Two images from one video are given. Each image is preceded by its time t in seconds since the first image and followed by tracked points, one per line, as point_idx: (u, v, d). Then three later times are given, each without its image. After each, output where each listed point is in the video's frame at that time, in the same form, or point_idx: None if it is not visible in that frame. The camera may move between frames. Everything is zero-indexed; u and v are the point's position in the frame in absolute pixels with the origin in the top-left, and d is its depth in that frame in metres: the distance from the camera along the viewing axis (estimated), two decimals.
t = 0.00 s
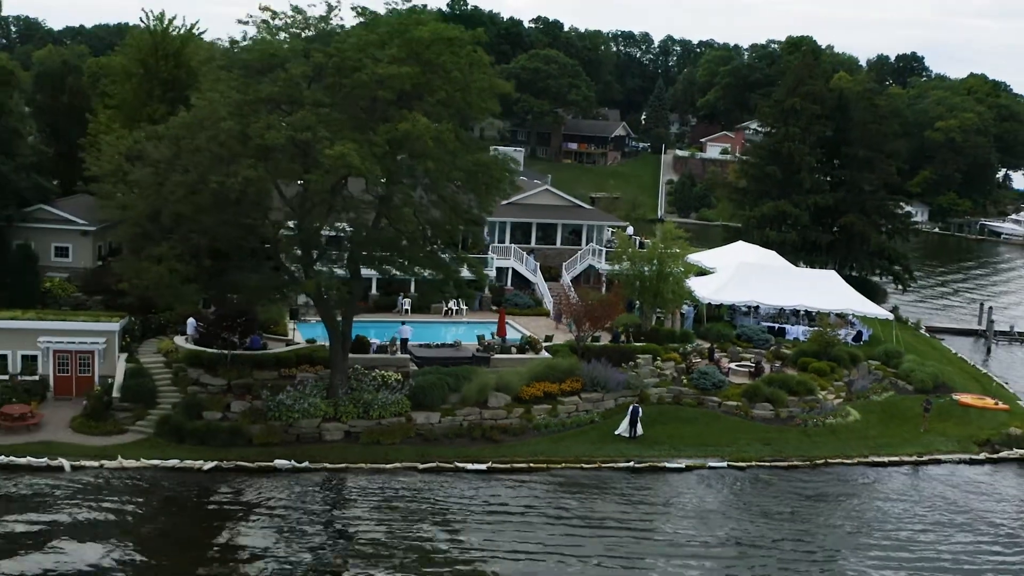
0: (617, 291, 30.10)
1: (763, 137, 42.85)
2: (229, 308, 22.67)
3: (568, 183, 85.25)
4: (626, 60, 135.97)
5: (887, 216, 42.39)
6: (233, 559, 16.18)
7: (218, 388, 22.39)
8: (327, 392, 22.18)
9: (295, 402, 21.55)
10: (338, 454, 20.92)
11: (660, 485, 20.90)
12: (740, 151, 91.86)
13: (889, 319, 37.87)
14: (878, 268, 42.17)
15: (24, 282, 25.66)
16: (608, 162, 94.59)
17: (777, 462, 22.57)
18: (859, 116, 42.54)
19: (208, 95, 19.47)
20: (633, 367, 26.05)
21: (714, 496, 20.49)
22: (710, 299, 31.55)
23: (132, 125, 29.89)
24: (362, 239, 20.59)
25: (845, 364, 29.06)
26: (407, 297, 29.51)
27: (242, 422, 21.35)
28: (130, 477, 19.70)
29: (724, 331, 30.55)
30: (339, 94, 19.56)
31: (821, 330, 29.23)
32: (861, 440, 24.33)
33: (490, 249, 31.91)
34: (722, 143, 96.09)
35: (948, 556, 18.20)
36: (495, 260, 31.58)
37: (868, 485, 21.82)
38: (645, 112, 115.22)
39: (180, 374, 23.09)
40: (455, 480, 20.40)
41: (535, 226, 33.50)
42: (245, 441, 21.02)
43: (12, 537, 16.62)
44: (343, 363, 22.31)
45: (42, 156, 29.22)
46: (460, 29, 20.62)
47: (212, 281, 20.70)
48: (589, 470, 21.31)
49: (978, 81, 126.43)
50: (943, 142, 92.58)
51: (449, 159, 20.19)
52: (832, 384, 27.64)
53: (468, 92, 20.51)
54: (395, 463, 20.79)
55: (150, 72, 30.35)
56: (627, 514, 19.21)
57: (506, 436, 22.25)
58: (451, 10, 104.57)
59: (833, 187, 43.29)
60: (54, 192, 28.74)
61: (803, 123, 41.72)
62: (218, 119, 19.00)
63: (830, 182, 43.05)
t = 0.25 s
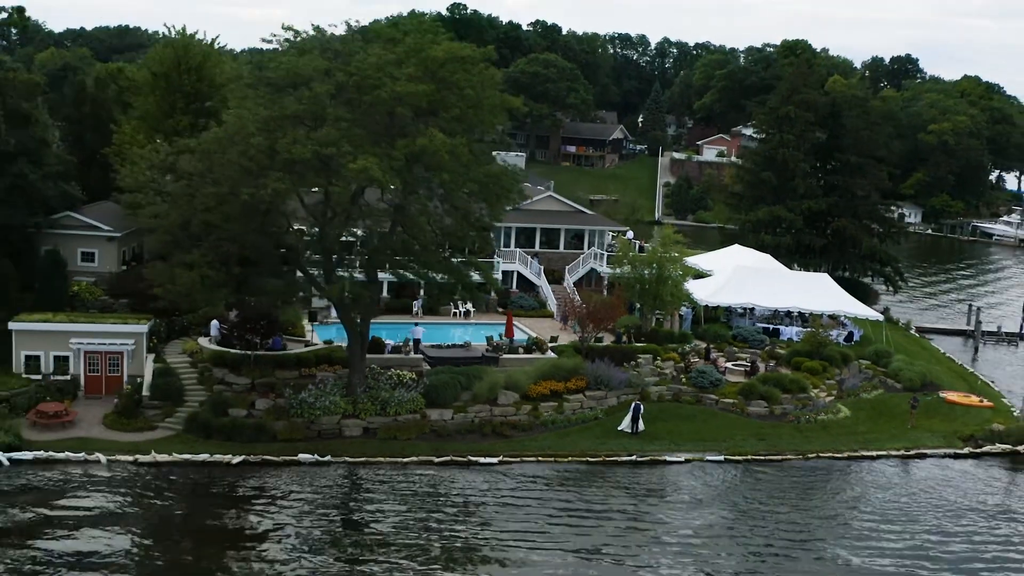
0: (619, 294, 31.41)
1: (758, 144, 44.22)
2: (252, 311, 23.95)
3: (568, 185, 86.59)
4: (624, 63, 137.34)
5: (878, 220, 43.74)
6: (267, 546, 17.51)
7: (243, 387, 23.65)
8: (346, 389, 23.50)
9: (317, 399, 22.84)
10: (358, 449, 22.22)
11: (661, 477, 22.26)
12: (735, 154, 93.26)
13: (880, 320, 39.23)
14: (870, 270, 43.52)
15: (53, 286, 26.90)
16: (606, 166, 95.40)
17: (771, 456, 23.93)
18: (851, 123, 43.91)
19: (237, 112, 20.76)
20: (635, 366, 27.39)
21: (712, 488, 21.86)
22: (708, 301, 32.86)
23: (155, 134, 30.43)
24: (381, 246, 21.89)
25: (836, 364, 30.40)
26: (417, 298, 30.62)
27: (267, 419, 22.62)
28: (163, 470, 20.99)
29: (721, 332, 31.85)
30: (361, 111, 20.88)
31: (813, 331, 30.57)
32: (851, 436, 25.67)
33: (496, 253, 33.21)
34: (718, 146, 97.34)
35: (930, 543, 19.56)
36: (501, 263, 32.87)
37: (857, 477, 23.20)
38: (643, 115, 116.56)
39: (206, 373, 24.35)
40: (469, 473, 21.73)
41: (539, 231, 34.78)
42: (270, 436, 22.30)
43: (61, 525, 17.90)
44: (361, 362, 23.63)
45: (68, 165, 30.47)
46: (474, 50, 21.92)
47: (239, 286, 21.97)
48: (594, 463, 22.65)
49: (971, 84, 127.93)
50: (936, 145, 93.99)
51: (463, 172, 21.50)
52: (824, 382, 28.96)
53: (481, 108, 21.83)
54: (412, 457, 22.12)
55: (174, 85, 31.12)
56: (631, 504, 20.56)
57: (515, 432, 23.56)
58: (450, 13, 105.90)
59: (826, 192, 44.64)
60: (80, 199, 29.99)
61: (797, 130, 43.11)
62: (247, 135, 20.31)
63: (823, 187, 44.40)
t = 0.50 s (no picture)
0: (620, 296, 32.73)
1: (754, 150, 45.57)
2: (273, 313, 25.23)
3: (566, 188, 87.90)
4: (620, 65, 138.67)
5: (870, 223, 45.09)
6: (295, 536, 18.86)
7: (265, 386, 24.95)
8: (363, 387, 24.80)
9: (335, 397, 24.13)
10: (375, 444, 23.55)
11: (662, 471, 23.63)
12: (732, 156, 94.66)
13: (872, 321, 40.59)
14: (863, 272, 44.86)
15: (79, 290, 28.18)
16: (604, 168, 96.52)
17: (765, 451, 25.32)
18: (843, 130, 45.26)
19: (264, 126, 22.07)
20: (636, 366, 28.73)
21: (710, 480, 23.23)
22: (706, 303, 34.14)
23: (174, 144, 30.65)
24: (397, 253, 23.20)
25: (829, 363, 31.73)
26: (426, 300, 31.85)
27: (289, 415, 23.89)
28: (192, 464, 22.29)
29: (718, 332, 33.16)
30: (380, 126, 22.23)
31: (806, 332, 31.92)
32: (842, 431, 27.02)
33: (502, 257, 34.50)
34: (715, 149, 98.29)
35: (911, 532, 20.94)
36: (506, 267, 34.15)
37: (847, 470, 24.60)
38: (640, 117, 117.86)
39: (229, 372, 25.63)
40: (481, 467, 23.09)
41: (543, 235, 36.06)
42: (292, 432, 23.58)
43: (102, 518, 19.23)
44: (377, 361, 24.93)
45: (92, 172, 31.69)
46: (485, 67, 23.28)
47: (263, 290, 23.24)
48: (598, 458, 24.00)
49: (965, 86, 129.38)
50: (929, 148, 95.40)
51: (475, 183, 22.85)
52: (817, 380, 30.28)
53: (492, 122, 23.20)
54: (426, 452, 23.46)
55: (194, 95, 31.34)
56: (632, 497, 21.92)
57: (523, 428, 24.88)
58: (450, 17, 107.21)
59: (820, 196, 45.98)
60: (103, 205, 31.25)
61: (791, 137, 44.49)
62: (274, 149, 21.64)
63: (817, 191, 45.75)
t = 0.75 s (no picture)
0: (621, 298, 34.08)
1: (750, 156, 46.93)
2: (293, 315, 26.55)
3: (566, 190, 89.25)
4: (618, 67, 139.97)
5: (863, 227, 46.48)
6: (321, 525, 20.20)
7: (285, 384, 26.27)
8: (379, 386, 26.14)
9: (353, 395, 25.47)
10: (392, 440, 24.89)
11: (663, 464, 25.00)
12: (728, 159, 96.08)
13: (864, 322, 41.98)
14: (855, 275, 46.24)
15: (104, 294, 29.05)
16: (602, 170, 97.93)
17: (761, 446, 26.69)
18: (837, 136, 46.64)
19: (288, 140, 23.41)
20: (637, 365, 30.11)
21: (708, 473, 24.62)
22: (704, 304, 35.47)
23: (196, 153, 31.31)
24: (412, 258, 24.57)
25: (821, 362, 33.10)
26: (435, 302, 33.15)
27: (309, 412, 25.22)
28: (219, 459, 23.61)
29: (716, 333, 34.51)
30: (397, 140, 23.61)
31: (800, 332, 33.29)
32: (834, 428, 28.38)
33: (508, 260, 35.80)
34: (711, 151, 99.81)
35: (896, 521, 22.30)
36: (512, 270, 35.45)
37: (838, 464, 25.98)
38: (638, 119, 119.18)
39: (250, 372, 26.92)
40: (492, 461, 24.44)
41: (546, 240, 37.38)
42: (311, 428, 24.91)
43: (139, 507, 20.54)
44: (392, 361, 26.27)
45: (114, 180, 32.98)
46: (495, 83, 24.68)
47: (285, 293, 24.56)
48: (603, 453, 25.36)
49: (959, 89, 130.81)
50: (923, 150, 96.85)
51: (487, 193, 24.27)
52: (810, 379, 31.65)
53: (503, 136, 24.60)
54: (440, 447, 24.81)
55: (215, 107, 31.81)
56: (634, 489, 23.28)
57: (531, 424, 26.22)
58: (450, 21, 108.55)
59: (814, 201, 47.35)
60: (124, 211, 32.54)
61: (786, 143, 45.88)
62: (298, 161, 22.98)
63: (811, 196, 47.13)
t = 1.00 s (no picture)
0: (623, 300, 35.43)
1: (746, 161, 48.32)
2: (311, 317, 27.85)
3: (565, 192, 90.61)
4: (616, 70, 141.30)
5: (856, 230, 47.87)
6: (345, 516, 21.57)
7: (304, 382, 27.60)
8: (393, 384, 27.47)
9: (369, 393, 26.81)
10: (407, 436, 26.25)
11: (663, 458, 26.39)
12: (725, 161, 97.48)
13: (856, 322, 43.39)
14: (849, 277, 47.62)
15: (127, 297, 30.31)
16: (601, 172, 99.35)
17: (756, 441, 28.07)
18: (831, 142, 48.02)
19: (309, 151, 24.75)
20: (638, 365, 31.49)
21: (707, 467, 26.01)
22: (702, 306, 36.81)
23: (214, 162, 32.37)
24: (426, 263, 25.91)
25: (815, 361, 34.49)
26: (444, 304, 34.47)
27: (328, 410, 26.55)
28: (243, 454, 24.92)
29: (713, 334, 35.86)
30: (413, 152, 24.98)
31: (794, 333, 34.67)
32: (826, 425, 29.75)
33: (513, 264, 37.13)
34: (708, 154, 101.36)
35: (882, 513, 23.65)
36: (517, 273, 36.76)
37: (829, 458, 27.40)
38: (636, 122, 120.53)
39: (270, 371, 28.22)
40: (502, 455, 25.82)
41: (550, 243, 38.71)
42: (329, 425, 26.22)
43: (170, 500, 21.87)
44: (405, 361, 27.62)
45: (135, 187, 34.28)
46: (504, 97, 26.08)
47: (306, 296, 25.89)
48: (607, 448, 26.74)
49: (953, 92, 132.30)
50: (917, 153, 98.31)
51: (497, 202, 25.72)
52: (804, 377, 33.03)
53: (511, 147, 26.01)
54: (453, 442, 26.18)
55: (233, 117, 32.79)
56: (635, 483, 24.62)
57: (538, 421, 27.58)
58: (450, 25, 109.97)
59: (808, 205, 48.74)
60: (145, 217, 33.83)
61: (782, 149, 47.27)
62: (319, 171, 24.34)
63: (805, 200, 48.52)
